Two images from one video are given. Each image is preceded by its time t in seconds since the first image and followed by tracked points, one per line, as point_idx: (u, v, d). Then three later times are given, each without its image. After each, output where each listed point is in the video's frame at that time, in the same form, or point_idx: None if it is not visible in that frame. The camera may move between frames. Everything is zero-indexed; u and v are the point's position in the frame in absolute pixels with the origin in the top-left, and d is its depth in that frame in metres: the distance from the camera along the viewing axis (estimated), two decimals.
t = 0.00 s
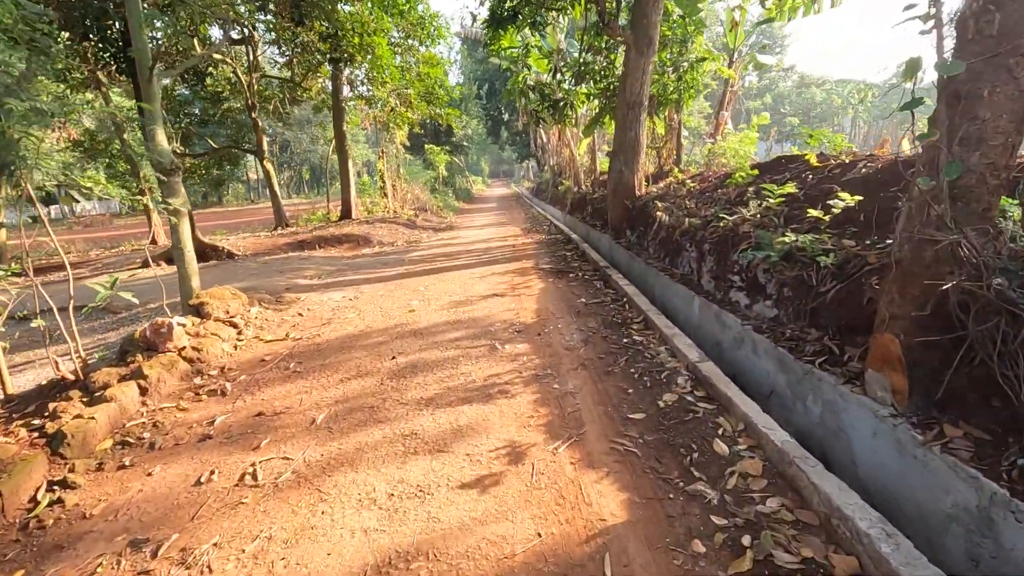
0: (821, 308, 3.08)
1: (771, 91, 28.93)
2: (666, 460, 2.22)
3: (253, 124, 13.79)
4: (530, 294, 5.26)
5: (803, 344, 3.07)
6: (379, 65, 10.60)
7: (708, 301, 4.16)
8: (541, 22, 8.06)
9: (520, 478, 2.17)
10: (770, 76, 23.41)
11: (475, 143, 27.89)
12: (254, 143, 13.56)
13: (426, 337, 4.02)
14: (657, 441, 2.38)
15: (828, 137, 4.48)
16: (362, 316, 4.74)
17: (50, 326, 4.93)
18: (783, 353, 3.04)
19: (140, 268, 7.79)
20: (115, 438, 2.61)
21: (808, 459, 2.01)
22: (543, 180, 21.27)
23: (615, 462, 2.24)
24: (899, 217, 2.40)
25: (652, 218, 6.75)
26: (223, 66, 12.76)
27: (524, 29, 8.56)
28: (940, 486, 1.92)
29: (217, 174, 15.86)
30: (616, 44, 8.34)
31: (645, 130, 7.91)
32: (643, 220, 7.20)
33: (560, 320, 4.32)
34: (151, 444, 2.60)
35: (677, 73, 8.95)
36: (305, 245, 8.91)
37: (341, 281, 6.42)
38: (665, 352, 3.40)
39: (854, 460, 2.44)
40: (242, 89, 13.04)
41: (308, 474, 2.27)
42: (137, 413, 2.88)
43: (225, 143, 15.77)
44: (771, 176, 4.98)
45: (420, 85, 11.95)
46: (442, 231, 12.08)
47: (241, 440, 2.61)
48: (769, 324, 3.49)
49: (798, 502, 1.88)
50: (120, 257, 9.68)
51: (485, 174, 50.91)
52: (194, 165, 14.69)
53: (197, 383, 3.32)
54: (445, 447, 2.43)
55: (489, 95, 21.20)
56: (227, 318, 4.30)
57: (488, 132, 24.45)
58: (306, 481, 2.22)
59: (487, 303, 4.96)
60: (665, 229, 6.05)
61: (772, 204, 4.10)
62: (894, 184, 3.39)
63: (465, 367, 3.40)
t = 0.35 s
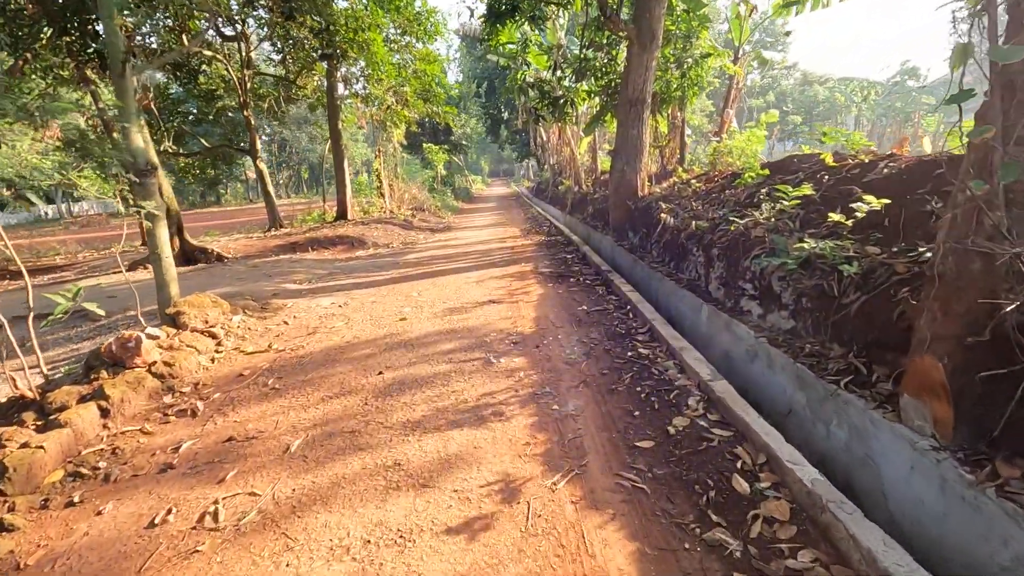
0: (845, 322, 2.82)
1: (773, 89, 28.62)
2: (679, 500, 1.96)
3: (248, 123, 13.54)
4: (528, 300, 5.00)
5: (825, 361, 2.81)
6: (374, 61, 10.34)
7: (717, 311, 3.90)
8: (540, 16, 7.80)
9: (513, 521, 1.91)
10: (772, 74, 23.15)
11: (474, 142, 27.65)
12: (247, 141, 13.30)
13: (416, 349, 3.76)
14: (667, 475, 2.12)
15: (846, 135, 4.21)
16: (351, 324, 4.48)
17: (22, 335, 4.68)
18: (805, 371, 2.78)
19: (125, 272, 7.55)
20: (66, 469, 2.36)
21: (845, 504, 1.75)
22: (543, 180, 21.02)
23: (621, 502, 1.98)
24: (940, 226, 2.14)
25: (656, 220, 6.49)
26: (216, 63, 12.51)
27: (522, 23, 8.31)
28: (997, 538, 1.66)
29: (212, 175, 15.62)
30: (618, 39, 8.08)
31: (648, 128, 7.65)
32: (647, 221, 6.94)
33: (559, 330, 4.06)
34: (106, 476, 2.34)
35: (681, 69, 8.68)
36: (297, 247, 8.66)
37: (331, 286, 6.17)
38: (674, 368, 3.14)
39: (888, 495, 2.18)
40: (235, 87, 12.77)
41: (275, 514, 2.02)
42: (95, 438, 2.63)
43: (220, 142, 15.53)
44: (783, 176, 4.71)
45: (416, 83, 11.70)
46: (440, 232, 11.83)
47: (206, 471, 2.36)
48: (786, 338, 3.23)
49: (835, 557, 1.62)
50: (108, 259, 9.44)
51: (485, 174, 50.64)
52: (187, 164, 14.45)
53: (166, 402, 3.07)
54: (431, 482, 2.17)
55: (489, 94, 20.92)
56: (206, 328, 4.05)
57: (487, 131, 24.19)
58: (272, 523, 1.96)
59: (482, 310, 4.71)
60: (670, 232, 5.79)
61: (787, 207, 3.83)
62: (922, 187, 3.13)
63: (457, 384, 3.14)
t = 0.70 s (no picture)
0: (886, 334, 2.54)
1: (775, 88, 28.38)
2: (711, 547, 1.68)
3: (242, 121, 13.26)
4: (530, 305, 4.72)
5: (862, 377, 2.53)
6: (370, 56, 10.07)
7: (736, 319, 3.62)
8: (542, 7, 7.49)
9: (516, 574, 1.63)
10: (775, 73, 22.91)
11: (474, 140, 27.38)
12: (241, 139, 13.02)
13: (409, 360, 3.47)
14: (697, 515, 1.83)
15: (874, 129, 3.93)
16: (341, 331, 4.20)
17: None
18: (840, 389, 2.51)
19: (110, 273, 7.26)
20: (6, 503, 2.07)
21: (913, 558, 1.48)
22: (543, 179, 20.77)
23: (643, 549, 1.70)
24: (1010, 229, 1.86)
25: (663, 220, 6.22)
26: (209, 59, 12.22)
27: (523, 16, 8.01)
28: None
29: (206, 173, 15.34)
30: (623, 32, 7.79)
31: (654, 124, 7.37)
32: (653, 221, 6.66)
33: (564, 338, 3.78)
34: (52, 511, 2.06)
35: (686, 64, 8.40)
36: (289, 247, 8.37)
37: (323, 289, 5.88)
38: (693, 382, 2.86)
39: (946, 536, 1.91)
40: (229, 83, 12.49)
41: (242, 561, 1.73)
42: (45, 464, 2.34)
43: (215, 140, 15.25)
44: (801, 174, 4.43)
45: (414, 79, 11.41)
46: (438, 232, 11.55)
47: (167, 505, 2.07)
48: (814, 349, 2.94)
49: None
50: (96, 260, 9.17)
51: (484, 174, 50.44)
52: (181, 162, 14.16)
53: (131, 421, 2.78)
54: (423, 520, 1.89)
55: (489, 92, 20.66)
56: (184, 336, 3.76)
57: (487, 130, 23.92)
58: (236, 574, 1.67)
59: (481, 316, 4.42)
60: (679, 232, 5.51)
61: (810, 206, 3.56)
62: (964, 185, 2.85)
63: (453, 400, 2.86)
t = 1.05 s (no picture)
0: (943, 357, 2.27)
1: (772, 85, 28.18)
2: None
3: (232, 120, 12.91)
4: (535, 315, 4.42)
5: (918, 405, 2.25)
6: (365, 52, 9.75)
7: (762, 333, 3.34)
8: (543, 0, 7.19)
9: None
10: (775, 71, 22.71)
11: (470, 140, 27.08)
12: (231, 138, 12.64)
13: (406, 380, 3.18)
14: None
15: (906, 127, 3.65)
16: (332, 345, 3.90)
17: None
18: (890, 417, 2.24)
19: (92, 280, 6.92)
20: None
21: None
22: (541, 178, 20.48)
23: None
24: None
25: (671, 223, 5.94)
26: (198, 56, 11.87)
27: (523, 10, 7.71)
28: None
29: (196, 174, 14.96)
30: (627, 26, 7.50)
31: (659, 122, 7.08)
32: (660, 223, 6.38)
33: (574, 355, 3.49)
34: None
35: (692, 60, 8.12)
36: (280, 251, 8.04)
37: (315, 297, 5.58)
38: (723, 409, 2.58)
39: None
40: (218, 81, 12.13)
41: None
42: None
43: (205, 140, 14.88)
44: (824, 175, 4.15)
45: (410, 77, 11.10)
46: (435, 234, 11.25)
47: (125, 568, 1.77)
48: (855, 370, 2.66)
49: None
50: (80, 265, 8.82)
51: (480, 173, 50.18)
52: (170, 163, 13.79)
53: (95, 457, 2.48)
54: None
55: (485, 90, 20.35)
56: (161, 355, 3.45)
57: (484, 129, 23.62)
58: None
59: (483, 328, 4.12)
60: (690, 236, 5.23)
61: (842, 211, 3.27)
62: (1021, 188, 2.57)
63: (456, 430, 2.56)
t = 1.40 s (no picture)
0: (1003, 379, 2.01)
1: (771, 82, 27.98)
2: None
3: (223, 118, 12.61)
4: (538, 323, 4.16)
5: (975, 433, 2.00)
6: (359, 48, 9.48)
7: (785, 345, 3.09)
8: None
9: None
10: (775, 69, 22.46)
11: (468, 138, 26.79)
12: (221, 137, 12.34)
13: (399, 399, 2.91)
14: None
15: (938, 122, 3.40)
16: (322, 357, 3.64)
17: None
18: (943, 445, 1.99)
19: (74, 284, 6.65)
20: None
21: None
22: (539, 177, 20.22)
23: None
24: None
25: (678, 224, 5.69)
26: (188, 53, 11.56)
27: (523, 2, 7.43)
28: None
29: (188, 173, 14.68)
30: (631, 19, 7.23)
31: (664, 119, 6.83)
32: (666, 224, 6.13)
33: (582, 369, 3.23)
34: None
35: (696, 55, 7.87)
36: (272, 253, 7.77)
37: (305, 303, 5.31)
38: (751, 434, 2.33)
39: None
40: (209, 78, 11.85)
41: None
42: None
43: (197, 138, 14.59)
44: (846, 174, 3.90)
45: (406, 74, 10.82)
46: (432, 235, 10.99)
47: None
48: (895, 389, 2.41)
49: None
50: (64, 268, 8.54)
51: (477, 172, 49.93)
52: (161, 162, 13.51)
53: (49, 491, 2.22)
54: None
55: (483, 88, 20.08)
56: (134, 370, 3.18)
57: (481, 127, 23.36)
58: None
59: (483, 338, 3.86)
60: (699, 238, 4.98)
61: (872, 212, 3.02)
62: None
63: (454, 459, 2.30)
